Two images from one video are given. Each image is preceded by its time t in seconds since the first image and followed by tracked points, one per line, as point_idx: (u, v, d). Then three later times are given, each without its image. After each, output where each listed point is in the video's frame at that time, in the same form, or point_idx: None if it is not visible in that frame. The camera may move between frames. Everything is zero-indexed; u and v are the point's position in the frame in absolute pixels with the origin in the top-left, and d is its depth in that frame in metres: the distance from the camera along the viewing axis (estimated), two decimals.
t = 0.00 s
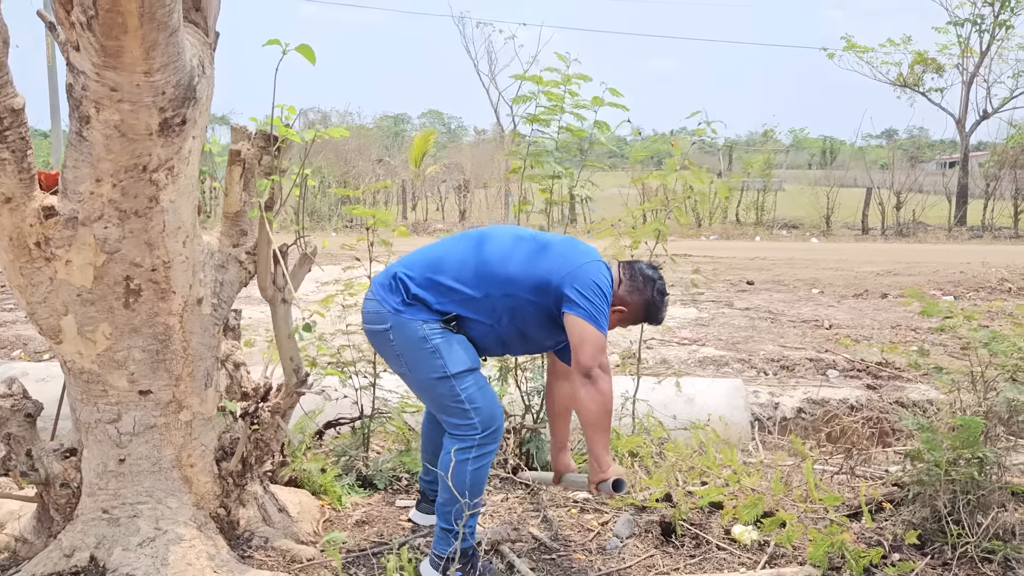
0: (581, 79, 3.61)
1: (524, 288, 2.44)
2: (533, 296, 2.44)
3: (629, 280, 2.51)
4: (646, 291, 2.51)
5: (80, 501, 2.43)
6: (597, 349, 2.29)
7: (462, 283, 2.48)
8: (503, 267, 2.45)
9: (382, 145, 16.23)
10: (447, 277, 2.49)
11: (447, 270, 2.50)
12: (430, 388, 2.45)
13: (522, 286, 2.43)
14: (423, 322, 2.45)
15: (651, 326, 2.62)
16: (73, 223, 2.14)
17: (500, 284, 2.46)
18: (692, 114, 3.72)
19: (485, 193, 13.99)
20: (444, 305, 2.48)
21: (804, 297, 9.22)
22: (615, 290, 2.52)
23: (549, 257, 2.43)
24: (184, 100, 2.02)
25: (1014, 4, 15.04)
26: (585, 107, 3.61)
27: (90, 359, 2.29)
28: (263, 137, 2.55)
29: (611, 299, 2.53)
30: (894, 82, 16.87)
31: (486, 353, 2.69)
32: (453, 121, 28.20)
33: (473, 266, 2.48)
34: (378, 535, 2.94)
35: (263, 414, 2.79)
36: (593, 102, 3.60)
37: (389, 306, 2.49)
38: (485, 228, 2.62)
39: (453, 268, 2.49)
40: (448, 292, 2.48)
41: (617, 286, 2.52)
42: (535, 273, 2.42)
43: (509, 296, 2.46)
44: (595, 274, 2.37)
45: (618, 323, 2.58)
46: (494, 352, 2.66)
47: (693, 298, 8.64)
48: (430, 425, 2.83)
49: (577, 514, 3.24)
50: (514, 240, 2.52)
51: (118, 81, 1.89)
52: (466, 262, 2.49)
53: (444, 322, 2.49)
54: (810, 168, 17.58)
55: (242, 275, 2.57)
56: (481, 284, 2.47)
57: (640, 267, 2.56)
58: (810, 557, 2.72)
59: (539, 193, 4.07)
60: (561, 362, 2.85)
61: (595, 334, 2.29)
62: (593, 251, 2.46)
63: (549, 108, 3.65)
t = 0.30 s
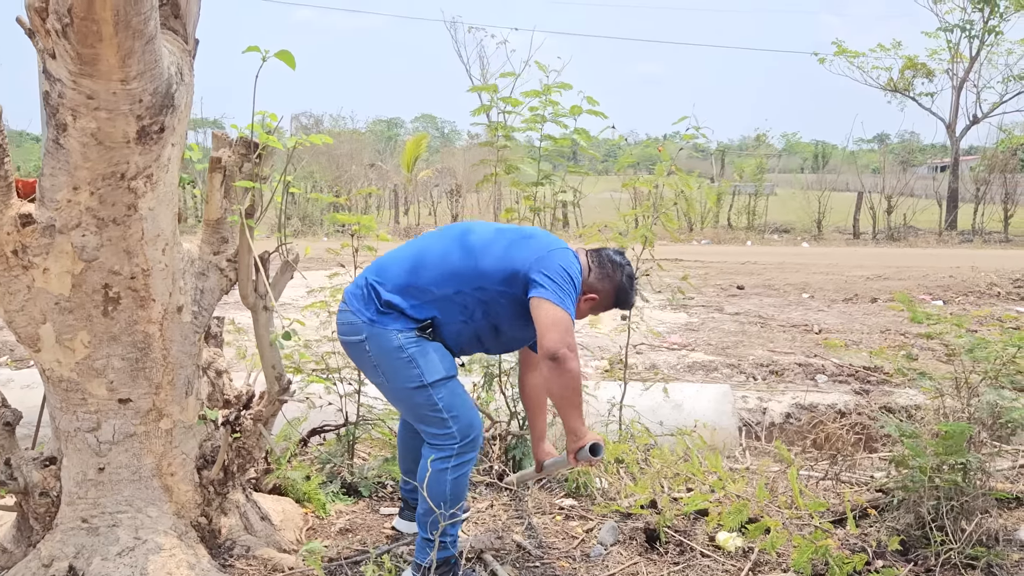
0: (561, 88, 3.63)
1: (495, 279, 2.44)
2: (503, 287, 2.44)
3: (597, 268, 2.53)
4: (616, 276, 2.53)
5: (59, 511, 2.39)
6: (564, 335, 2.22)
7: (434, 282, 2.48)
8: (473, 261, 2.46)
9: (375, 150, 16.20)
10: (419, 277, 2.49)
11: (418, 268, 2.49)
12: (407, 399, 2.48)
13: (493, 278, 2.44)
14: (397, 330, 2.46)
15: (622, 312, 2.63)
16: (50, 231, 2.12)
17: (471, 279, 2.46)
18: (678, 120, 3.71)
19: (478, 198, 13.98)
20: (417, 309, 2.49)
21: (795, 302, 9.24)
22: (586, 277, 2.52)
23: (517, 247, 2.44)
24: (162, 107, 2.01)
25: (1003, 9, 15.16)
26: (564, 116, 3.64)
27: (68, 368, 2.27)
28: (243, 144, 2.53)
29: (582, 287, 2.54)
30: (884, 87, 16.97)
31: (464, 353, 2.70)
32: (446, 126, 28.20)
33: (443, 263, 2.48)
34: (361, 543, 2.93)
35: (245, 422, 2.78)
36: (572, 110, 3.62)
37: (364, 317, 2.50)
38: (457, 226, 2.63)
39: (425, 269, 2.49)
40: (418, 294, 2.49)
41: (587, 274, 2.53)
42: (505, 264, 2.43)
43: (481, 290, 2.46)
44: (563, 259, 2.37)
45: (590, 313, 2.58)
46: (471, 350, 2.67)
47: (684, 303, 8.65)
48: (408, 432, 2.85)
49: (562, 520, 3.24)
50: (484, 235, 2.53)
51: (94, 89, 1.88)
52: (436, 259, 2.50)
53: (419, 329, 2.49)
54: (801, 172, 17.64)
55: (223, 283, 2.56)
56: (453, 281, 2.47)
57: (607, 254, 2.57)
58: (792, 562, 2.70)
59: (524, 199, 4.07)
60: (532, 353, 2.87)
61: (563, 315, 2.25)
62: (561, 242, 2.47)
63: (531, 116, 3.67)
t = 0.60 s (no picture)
0: (553, 95, 3.63)
1: (461, 267, 2.52)
2: (470, 273, 2.52)
3: (572, 245, 2.62)
4: (592, 251, 2.62)
5: (53, 526, 2.37)
6: (487, 301, 2.25)
7: (409, 281, 2.54)
8: (438, 253, 2.54)
9: (368, 157, 16.21)
10: (392, 277, 2.55)
11: (389, 268, 2.56)
12: (392, 404, 2.53)
13: (458, 266, 2.52)
14: (384, 336, 2.52)
15: (605, 285, 2.71)
16: (44, 245, 2.11)
17: (439, 272, 2.54)
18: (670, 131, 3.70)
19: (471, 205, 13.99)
20: (400, 312, 2.55)
21: (787, 308, 9.28)
22: (562, 256, 2.62)
23: (476, 233, 2.53)
24: (157, 122, 2.01)
25: (992, 18, 15.31)
26: (558, 123, 3.64)
27: (62, 382, 2.26)
28: (238, 157, 2.52)
29: (560, 266, 2.63)
30: (875, 95, 17.10)
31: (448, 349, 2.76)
32: (439, 132, 28.26)
33: (413, 260, 2.55)
34: (356, 556, 2.92)
35: (240, 435, 2.80)
36: (566, 117, 3.62)
37: (351, 323, 2.55)
38: (424, 223, 2.71)
39: (398, 269, 2.55)
40: (397, 295, 2.55)
41: (563, 252, 2.62)
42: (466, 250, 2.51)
43: (450, 281, 2.54)
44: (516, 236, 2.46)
45: (572, 289, 2.67)
46: (455, 343, 2.73)
47: (677, 310, 8.68)
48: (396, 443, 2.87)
49: (557, 532, 3.24)
50: (446, 227, 2.61)
51: (89, 104, 1.88)
52: (407, 258, 2.56)
53: (405, 335, 2.55)
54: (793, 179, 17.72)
55: (218, 295, 2.56)
56: (424, 277, 2.54)
57: (581, 230, 2.66)
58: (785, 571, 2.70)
59: (517, 208, 4.08)
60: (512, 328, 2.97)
61: (502, 278, 2.30)
62: (515, 221, 2.56)
63: (524, 125, 3.66)
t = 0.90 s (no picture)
0: (551, 93, 3.62)
1: (428, 256, 2.55)
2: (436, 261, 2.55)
3: (545, 218, 2.62)
4: (565, 222, 2.63)
5: (48, 526, 2.36)
6: (436, 298, 2.34)
7: (384, 275, 2.58)
8: (406, 244, 2.57)
9: (363, 160, 16.19)
10: (369, 272, 2.59)
11: (364, 264, 2.60)
12: (376, 398, 2.57)
13: (425, 255, 2.55)
14: (367, 331, 2.57)
15: (582, 255, 2.71)
16: (40, 244, 2.10)
17: (410, 262, 2.57)
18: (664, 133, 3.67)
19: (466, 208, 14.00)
20: (380, 306, 2.60)
21: (782, 311, 9.30)
22: (536, 230, 2.62)
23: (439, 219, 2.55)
24: (154, 120, 2.00)
25: (984, 23, 15.41)
26: (558, 123, 3.63)
27: (57, 381, 2.25)
28: (235, 156, 2.51)
29: (535, 241, 2.63)
30: (868, 99, 17.17)
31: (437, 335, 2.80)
32: (434, 136, 28.28)
33: (386, 253, 2.59)
34: (353, 556, 2.91)
35: (236, 436, 2.77)
36: (566, 117, 3.62)
37: (335, 320, 2.60)
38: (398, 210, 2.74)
39: (373, 263, 2.59)
40: (373, 290, 2.59)
41: (537, 227, 2.63)
42: (430, 238, 2.54)
43: (421, 270, 2.57)
44: (473, 221, 2.47)
45: (550, 263, 2.67)
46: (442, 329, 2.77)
47: (672, 313, 8.68)
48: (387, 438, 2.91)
49: (554, 532, 3.24)
50: (414, 213, 2.63)
51: (86, 102, 1.87)
52: (380, 250, 2.60)
53: (389, 330, 2.60)
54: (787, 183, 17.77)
55: (215, 295, 2.55)
56: (396, 269, 2.58)
57: (553, 203, 2.67)
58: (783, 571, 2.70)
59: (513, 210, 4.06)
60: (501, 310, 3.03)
61: (452, 271, 2.36)
62: (477, 203, 2.56)
63: (521, 125, 3.65)
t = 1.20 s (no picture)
0: (548, 93, 3.62)
1: (411, 245, 2.55)
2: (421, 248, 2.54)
3: (527, 183, 2.64)
4: (547, 184, 2.64)
5: (45, 524, 2.35)
6: (425, 287, 2.39)
7: (373, 269, 2.59)
8: (388, 235, 2.56)
9: (359, 163, 16.19)
10: (359, 268, 2.61)
11: (353, 260, 2.62)
12: (371, 392, 2.59)
13: (406, 244, 2.55)
14: (362, 326, 2.58)
15: (570, 216, 2.72)
16: (37, 240, 2.10)
17: (395, 254, 2.57)
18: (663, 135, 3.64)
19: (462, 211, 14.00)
20: (374, 301, 2.61)
21: (777, 313, 9.32)
22: (519, 196, 2.64)
23: (415, 206, 2.53)
24: (152, 115, 2.01)
25: (977, 27, 15.50)
26: (556, 124, 3.63)
27: (54, 378, 2.24)
28: (233, 153, 2.52)
29: (519, 206, 2.64)
30: (862, 102, 17.25)
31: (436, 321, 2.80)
32: (429, 139, 28.29)
33: (372, 247, 2.60)
34: (350, 554, 2.90)
35: (234, 433, 2.77)
36: (564, 118, 3.62)
37: (333, 317, 2.63)
38: (382, 201, 2.74)
39: (363, 258, 2.61)
40: (364, 284, 2.60)
41: (519, 193, 2.64)
42: (410, 225, 2.53)
43: (406, 261, 2.57)
44: (447, 204, 2.45)
45: (536, 227, 2.69)
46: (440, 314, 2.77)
47: (667, 315, 8.69)
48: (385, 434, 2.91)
49: (551, 531, 3.24)
50: (394, 202, 2.62)
51: (84, 97, 1.88)
52: (367, 245, 2.61)
53: (386, 326, 2.61)
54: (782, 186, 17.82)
55: (212, 292, 2.55)
56: (384, 262, 2.58)
57: (534, 167, 2.68)
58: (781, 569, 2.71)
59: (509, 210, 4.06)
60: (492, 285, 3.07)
61: (432, 256, 2.38)
62: (450, 183, 2.54)
63: (520, 125, 3.64)
